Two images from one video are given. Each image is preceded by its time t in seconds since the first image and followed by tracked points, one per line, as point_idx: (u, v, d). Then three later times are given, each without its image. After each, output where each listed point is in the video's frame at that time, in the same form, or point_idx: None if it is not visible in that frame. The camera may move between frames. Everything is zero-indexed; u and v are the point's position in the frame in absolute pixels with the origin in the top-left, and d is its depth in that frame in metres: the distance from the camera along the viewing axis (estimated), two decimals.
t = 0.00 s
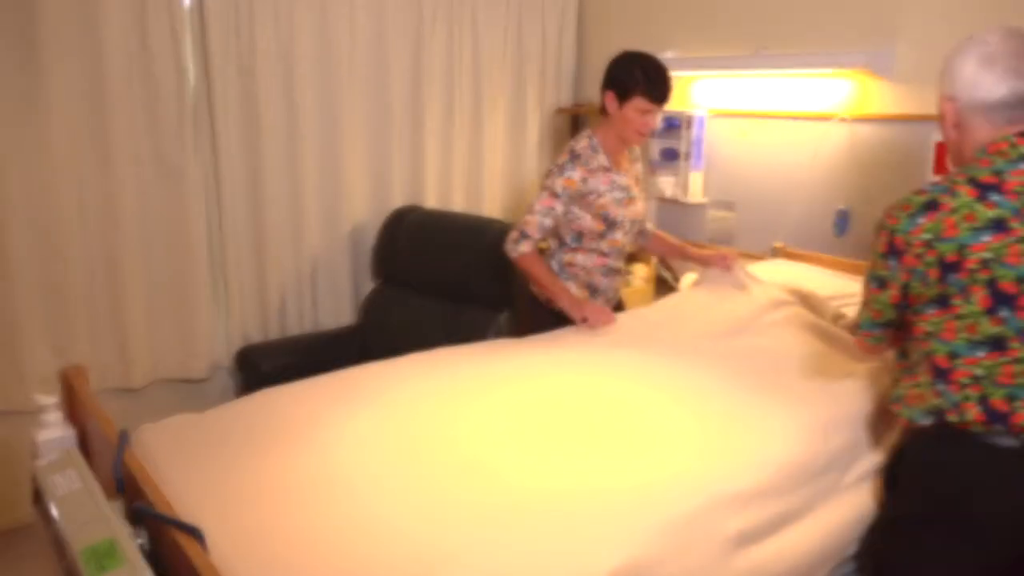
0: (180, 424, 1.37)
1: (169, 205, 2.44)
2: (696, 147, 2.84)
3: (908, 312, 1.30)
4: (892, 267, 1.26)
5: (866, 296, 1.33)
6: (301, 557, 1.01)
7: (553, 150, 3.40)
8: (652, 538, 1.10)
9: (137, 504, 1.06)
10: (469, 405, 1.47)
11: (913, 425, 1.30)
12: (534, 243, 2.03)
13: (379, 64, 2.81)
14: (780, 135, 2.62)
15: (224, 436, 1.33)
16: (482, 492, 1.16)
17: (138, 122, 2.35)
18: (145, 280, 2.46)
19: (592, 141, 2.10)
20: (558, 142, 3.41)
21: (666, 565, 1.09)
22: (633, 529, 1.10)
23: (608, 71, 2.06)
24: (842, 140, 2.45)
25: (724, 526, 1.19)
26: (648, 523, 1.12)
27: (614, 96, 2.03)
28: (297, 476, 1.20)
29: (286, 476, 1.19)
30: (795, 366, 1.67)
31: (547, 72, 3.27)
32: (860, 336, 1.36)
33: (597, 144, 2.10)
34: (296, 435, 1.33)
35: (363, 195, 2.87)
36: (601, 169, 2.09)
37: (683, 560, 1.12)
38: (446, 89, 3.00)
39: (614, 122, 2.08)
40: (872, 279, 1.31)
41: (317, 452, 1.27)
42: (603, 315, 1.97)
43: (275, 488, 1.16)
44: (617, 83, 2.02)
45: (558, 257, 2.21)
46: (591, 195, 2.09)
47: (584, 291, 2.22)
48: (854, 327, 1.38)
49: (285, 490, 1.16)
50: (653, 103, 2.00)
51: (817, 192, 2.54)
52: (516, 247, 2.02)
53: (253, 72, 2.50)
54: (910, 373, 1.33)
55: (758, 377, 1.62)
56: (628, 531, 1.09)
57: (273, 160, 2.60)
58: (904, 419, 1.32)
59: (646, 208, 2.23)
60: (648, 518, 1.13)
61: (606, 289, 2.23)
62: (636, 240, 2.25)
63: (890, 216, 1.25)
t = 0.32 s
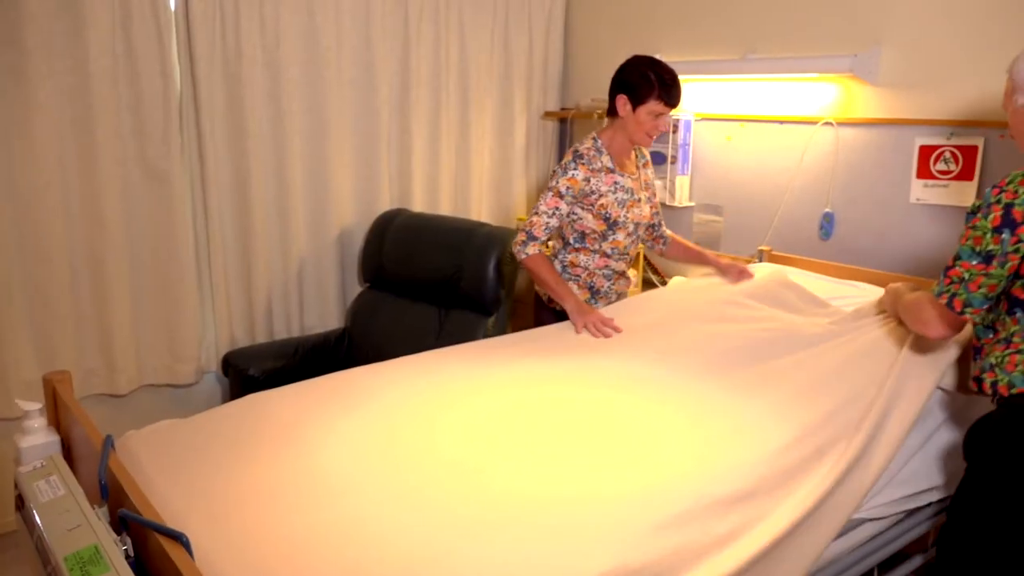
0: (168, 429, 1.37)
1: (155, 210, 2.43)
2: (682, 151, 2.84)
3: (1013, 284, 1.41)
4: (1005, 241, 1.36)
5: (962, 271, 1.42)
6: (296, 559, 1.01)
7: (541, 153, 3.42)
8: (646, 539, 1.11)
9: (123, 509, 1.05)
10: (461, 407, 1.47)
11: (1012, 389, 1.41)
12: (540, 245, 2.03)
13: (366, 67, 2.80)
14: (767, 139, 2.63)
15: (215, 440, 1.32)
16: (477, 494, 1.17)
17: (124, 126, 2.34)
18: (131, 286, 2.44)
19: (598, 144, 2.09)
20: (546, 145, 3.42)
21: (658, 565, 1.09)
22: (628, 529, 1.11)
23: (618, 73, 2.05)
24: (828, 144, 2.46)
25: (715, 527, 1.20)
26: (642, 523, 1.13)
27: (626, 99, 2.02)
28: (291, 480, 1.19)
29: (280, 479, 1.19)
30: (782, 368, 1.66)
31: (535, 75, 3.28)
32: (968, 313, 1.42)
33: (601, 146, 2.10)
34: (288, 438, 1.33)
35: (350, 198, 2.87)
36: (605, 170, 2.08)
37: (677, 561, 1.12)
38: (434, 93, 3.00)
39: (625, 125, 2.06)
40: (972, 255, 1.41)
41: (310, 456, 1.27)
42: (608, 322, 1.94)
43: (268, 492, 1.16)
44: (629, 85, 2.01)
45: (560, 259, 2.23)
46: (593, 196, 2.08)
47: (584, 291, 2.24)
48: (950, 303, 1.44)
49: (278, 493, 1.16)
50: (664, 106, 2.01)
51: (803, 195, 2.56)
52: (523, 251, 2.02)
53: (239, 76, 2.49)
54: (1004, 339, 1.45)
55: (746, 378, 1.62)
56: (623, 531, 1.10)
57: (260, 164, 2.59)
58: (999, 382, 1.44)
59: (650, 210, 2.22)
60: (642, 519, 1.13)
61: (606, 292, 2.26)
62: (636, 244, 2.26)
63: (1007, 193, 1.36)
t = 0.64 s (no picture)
0: (153, 434, 1.36)
1: (139, 214, 2.41)
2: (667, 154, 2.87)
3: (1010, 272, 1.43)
4: (995, 229, 1.38)
5: (953, 260, 1.43)
6: (285, 563, 1.00)
7: (527, 155, 3.42)
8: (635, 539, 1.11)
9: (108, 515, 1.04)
10: (448, 410, 1.47)
11: (1015, 374, 1.47)
12: (559, 238, 2.09)
13: (352, 69, 2.80)
14: (753, 142, 2.64)
15: (202, 444, 1.31)
16: (466, 495, 1.17)
17: (108, 130, 2.32)
18: (116, 290, 2.42)
19: (615, 143, 2.16)
20: (533, 147, 3.43)
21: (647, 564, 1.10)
22: (616, 528, 1.11)
23: (641, 77, 2.12)
24: (813, 147, 2.48)
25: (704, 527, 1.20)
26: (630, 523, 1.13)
27: (648, 102, 2.09)
28: (278, 483, 1.19)
29: (267, 482, 1.19)
30: (768, 369, 1.67)
31: (520, 77, 3.29)
32: (966, 301, 1.42)
33: (619, 146, 2.17)
34: (275, 441, 1.32)
35: (337, 201, 2.86)
36: (622, 169, 2.15)
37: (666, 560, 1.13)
38: (420, 94, 3.00)
39: (643, 127, 2.13)
40: (962, 244, 1.43)
41: (297, 459, 1.27)
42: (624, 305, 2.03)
43: (255, 495, 1.15)
44: (651, 90, 2.08)
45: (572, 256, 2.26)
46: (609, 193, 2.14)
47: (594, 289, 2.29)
48: (946, 291, 1.44)
49: (265, 496, 1.15)
50: (683, 112, 2.08)
51: (788, 198, 2.57)
52: (543, 243, 2.07)
53: (224, 79, 2.48)
54: (1004, 328, 1.49)
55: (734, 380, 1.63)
56: (612, 530, 1.11)
57: (246, 167, 2.58)
58: (1002, 370, 1.49)
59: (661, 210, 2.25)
60: (631, 518, 1.14)
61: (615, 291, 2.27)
62: (647, 243, 2.30)
63: (997, 184, 1.39)
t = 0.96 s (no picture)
0: (135, 438, 1.35)
1: (121, 217, 2.39)
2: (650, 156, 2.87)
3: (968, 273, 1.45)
4: (948, 233, 1.41)
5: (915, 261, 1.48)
6: (269, 564, 1.00)
7: (511, 156, 3.43)
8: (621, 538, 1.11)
9: (86, 520, 1.03)
10: (437, 412, 1.47)
11: (977, 374, 1.45)
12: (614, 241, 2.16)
13: (335, 71, 2.79)
14: (737, 144, 2.66)
15: (186, 448, 1.30)
16: (452, 496, 1.17)
17: (88, 131, 2.30)
18: (98, 293, 2.40)
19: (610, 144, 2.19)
20: (517, 148, 3.43)
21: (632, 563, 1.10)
22: (601, 528, 1.11)
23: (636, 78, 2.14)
24: (795, 149, 2.50)
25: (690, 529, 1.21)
26: (616, 523, 1.13)
27: (643, 103, 2.10)
28: (264, 485, 1.19)
29: (254, 485, 1.19)
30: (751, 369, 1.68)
31: (505, 79, 3.29)
32: (927, 301, 1.48)
33: (612, 147, 2.19)
34: (260, 445, 1.31)
35: (320, 203, 2.85)
36: (617, 169, 2.17)
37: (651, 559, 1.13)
38: (404, 95, 2.99)
39: (637, 128, 2.15)
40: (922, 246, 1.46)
41: (286, 460, 1.26)
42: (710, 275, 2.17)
43: (240, 498, 1.15)
44: (646, 91, 2.09)
45: (567, 254, 2.33)
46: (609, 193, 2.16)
47: (588, 287, 2.33)
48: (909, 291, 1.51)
49: (251, 498, 1.15)
50: (679, 115, 2.10)
51: (770, 200, 2.59)
52: (615, 253, 2.15)
53: (206, 80, 2.46)
54: (968, 327, 1.47)
55: (717, 383, 1.63)
56: (600, 530, 1.11)
57: (229, 169, 2.56)
58: (966, 368, 1.47)
59: (651, 211, 2.28)
60: (618, 518, 1.14)
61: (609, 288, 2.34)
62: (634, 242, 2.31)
63: (950, 187, 1.40)
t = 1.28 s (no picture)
0: (119, 442, 1.33)
1: (102, 220, 2.37)
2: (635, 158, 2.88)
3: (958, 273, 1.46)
4: (940, 235, 1.41)
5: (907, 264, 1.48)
6: (251, 568, 1.00)
7: (496, 158, 3.43)
8: (604, 542, 1.11)
9: (68, 526, 1.02)
10: (421, 414, 1.47)
11: (971, 373, 1.47)
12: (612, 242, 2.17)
13: (319, 73, 2.78)
14: (720, 146, 2.67)
15: (170, 452, 1.29)
16: (435, 499, 1.17)
17: (68, 133, 2.28)
18: (80, 296, 2.38)
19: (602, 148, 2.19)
20: (501, 150, 3.43)
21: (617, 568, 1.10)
22: (584, 533, 1.11)
23: (625, 83, 2.15)
24: (778, 151, 2.51)
25: (675, 534, 1.21)
26: (600, 528, 1.13)
27: (632, 107, 2.11)
28: (247, 488, 1.18)
29: (237, 488, 1.18)
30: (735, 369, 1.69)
31: (489, 80, 3.29)
32: (916, 303, 1.48)
33: (605, 150, 2.20)
34: (243, 448, 1.30)
35: (304, 204, 2.84)
36: (612, 173, 2.18)
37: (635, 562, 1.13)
38: (389, 97, 2.99)
39: (626, 131, 2.16)
40: (914, 249, 1.46)
41: (269, 463, 1.26)
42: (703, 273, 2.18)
43: (223, 501, 1.14)
44: (633, 96, 2.10)
45: (560, 256, 2.32)
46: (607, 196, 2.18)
47: (580, 289, 2.34)
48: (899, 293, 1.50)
49: (234, 502, 1.14)
50: (667, 119, 2.12)
51: (753, 201, 2.60)
52: (610, 256, 2.15)
53: (189, 81, 2.45)
54: (960, 327, 1.48)
55: (702, 382, 1.64)
56: (583, 536, 1.11)
57: (212, 170, 2.55)
58: (959, 367, 1.49)
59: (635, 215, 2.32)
60: (602, 523, 1.14)
61: (599, 290, 2.36)
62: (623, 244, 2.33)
63: (940, 191, 1.41)
